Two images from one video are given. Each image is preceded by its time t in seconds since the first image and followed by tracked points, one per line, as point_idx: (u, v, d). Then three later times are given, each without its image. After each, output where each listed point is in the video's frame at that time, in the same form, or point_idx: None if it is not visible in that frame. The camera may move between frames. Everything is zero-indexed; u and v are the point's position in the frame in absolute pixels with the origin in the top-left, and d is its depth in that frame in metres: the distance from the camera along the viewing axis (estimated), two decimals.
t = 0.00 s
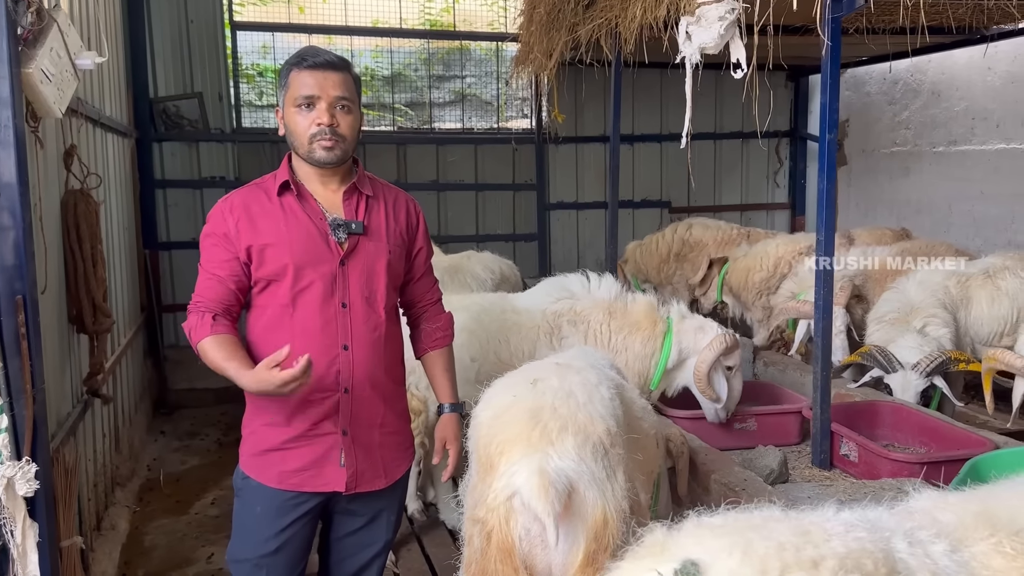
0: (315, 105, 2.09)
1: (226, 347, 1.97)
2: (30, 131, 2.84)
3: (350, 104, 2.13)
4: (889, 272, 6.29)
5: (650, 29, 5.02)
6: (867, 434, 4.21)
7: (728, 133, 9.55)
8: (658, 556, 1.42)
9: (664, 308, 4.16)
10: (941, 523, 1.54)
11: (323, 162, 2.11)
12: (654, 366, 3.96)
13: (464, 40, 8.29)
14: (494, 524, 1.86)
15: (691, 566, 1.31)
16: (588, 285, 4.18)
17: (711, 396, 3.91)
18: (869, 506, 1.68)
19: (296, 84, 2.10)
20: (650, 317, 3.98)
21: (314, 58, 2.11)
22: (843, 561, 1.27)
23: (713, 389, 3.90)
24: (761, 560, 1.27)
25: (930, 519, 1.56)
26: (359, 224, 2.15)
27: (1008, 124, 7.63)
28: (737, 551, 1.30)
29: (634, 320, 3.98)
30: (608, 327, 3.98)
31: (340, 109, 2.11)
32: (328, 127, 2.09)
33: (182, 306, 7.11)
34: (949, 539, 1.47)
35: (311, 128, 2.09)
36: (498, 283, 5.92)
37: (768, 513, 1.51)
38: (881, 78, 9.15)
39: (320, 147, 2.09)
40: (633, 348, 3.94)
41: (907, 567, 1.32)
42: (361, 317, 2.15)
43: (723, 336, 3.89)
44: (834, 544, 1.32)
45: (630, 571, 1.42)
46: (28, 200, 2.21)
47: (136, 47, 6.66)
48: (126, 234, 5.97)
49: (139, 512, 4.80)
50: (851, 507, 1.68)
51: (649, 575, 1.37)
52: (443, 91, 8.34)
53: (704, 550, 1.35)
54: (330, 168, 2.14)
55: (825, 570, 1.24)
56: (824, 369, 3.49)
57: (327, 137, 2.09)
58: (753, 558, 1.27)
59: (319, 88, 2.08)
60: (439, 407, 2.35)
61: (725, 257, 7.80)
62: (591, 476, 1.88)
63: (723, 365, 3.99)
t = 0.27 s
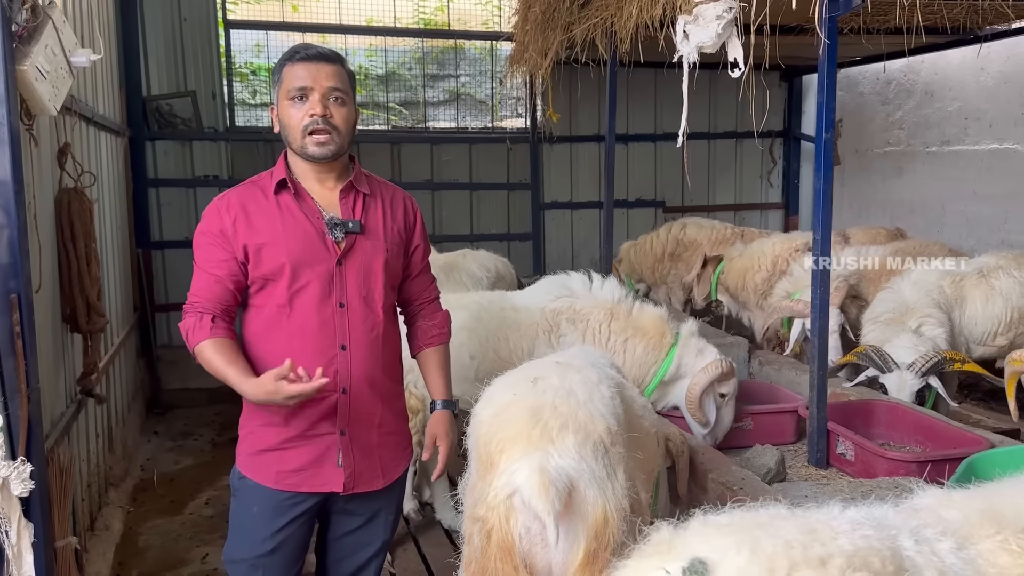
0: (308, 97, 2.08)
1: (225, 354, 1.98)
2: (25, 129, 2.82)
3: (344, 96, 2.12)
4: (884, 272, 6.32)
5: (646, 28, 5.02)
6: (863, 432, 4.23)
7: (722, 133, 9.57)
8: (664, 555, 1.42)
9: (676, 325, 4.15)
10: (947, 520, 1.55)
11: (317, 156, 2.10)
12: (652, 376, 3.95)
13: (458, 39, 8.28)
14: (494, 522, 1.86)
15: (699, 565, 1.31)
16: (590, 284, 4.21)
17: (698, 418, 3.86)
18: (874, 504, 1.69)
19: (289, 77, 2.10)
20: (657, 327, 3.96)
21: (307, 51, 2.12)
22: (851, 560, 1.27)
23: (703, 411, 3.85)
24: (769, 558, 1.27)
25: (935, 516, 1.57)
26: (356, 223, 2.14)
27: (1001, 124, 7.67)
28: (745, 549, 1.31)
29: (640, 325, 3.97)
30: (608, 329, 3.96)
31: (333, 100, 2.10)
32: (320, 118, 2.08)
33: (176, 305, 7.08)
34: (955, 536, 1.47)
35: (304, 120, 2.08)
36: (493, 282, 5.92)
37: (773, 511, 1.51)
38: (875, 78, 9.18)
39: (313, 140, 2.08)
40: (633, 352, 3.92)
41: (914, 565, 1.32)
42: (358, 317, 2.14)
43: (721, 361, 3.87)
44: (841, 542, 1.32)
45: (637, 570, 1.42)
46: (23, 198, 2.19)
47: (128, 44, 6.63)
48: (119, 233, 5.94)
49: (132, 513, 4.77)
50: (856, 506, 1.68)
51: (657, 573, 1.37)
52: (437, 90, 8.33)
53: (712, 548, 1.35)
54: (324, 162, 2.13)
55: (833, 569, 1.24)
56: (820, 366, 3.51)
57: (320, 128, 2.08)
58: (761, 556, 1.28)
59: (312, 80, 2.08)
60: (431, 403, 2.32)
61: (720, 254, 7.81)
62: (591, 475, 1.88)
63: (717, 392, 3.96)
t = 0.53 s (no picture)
0: (303, 94, 2.08)
1: (218, 354, 1.96)
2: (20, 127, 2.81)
3: (339, 94, 2.12)
4: (879, 272, 6.34)
5: (642, 28, 5.03)
6: (858, 432, 4.24)
7: (717, 133, 9.59)
8: (663, 554, 1.42)
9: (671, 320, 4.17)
10: (945, 520, 1.55)
11: (311, 150, 2.09)
12: (649, 372, 3.99)
13: (453, 39, 8.28)
14: (492, 522, 1.87)
15: (697, 564, 1.31)
16: (587, 284, 4.19)
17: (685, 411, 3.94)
18: (872, 504, 1.69)
19: (284, 74, 2.09)
20: (652, 324, 3.98)
21: (302, 48, 2.11)
22: (850, 559, 1.27)
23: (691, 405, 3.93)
24: (767, 558, 1.27)
25: (933, 515, 1.57)
26: (351, 222, 2.14)
27: (995, 125, 7.71)
28: (743, 548, 1.31)
29: (635, 323, 3.98)
30: (604, 328, 3.98)
31: (328, 98, 2.10)
32: (315, 115, 2.07)
33: (170, 305, 7.06)
34: (953, 535, 1.48)
35: (298, 117, 2.07)
36: (490, 282, 5.92)
37: (770, 510, 1.51)
38: (870, 79, 9.21)
39: (307, 135, 2.08)
40: (628, 350, 3.94)
41: (912, 564, 1.33)
42: (353, 317, 2.14)
43: (717, 358, 3.90)
44: (839, 541, 1.33)
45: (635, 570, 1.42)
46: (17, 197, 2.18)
47: (122, 43, 6.60)
48: (113, 232, 5.91)
49: (127, 513, 4.76)
50: (854, 505, 1.69)
51: (655, 573, 1.37)
52: (432, 90, 8.33)
53: (709, 548, 1.35)
54: (319, 156, 2.13)
55: (832, 568, 1.25)
56: (815, 366, 3.52)
57: (314, 124, 2.07)
58: (759, 556, 1.28)
59: (307, 77, 2.08)
60: (425, 404, 2.32)
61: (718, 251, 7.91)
62: (589, 475, 1.88)
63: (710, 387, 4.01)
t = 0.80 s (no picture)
0: (298, 96, 2.08)
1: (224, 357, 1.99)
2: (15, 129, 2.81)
3: (334, 97, 2.12)
4: (874, 274, 6.36)
5: (638, 30, 5.04)
6: (852, 433, 4.25)
7: (713, 134, 9.61)
8: (652, 557, 1.42)
9: (655, 310, 4.16)
10: (935, 523, 1.56)
11: (304, 153, 2.10)
12: (643, 368, 3.96)
13: (449, 40, 8.27)
14: (485, 523, 1.86)
15: (686, 567, 1.32)
16: (578, 285, 4.19)
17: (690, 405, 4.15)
18: (862, 507, 1.70)
19: (279, 76, 2.10)
20: (638, 318, 3.98)
21: (298, 51, 2.12)
22: (838, 562, 1.29)
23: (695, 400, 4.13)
24: (756, 561, 1.28)
25: (923, 519, 1.58)
26: (342, 224, 2.14)
27: (990, 127, 7.74)
28: (733, 552, 1.32)
29: (622, 322, 3.98)
30: (596, 329, 3.98)
31: (323, 101, 2.10)
32: (310, 117, 2.08)
33: (165, 306, 7.04)
34: (943, 538, 1.49)
35: (292, 119, 2.08)
36: (486, 283, 5.93)
37: (760, 514, 1.52)
38: (865, 80, 9.24)
39: (301, 137, 2.08)
40: (621, 348, 3.92)
41: (900, 567, 1.34)
42: (345, 319, 2.14)
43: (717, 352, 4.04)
44: (828, 544, 1.34)
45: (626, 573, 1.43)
46: (11, 199, 2.18)
47: (117, 44, 6.58)
48: (108, 233, 5.90)
49: (122, 515, 4.74)
50: (845, 508, 1.69)
51: None
52: (428, 91, 8.33)
53: (699, 551, 1.36)
54: (312, 160, 2.12)
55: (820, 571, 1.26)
56: (808, 368, 3.53)
57: (308, 127, 2.08)
58: (749, 559, 1.29)
59: (302, 79, 2.08)
60: (420, 408, 2.33)
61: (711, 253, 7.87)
62: (582, 477, 1.89)
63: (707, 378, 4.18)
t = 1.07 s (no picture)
0: (292, 100, 2.08)
1: (209, 380, 1.98)
2: (12, 131, 2.82)
3: (328, 100, 2.13)
4: (872, 275, 6.37)
5: (635, 31, 5.05)
6: (848, 435, 4.26)
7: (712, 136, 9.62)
8: (643, 559, 1.43)
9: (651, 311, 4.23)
10: (926, 526, 1.57)
11: (300, 155, 2.10)
12: (640, 367, 4.01)
13: (447, 41, 8.27)
14: (478, 526, 1.88)
15: (676, 570, 1.33)
16: (572, 286, 4.21)
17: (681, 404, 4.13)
18: (854, 509, 1.71)
19: (274, 80, 2.10)
20: (636, 318, 4.04)
21: (291, 55, 2.12)
22: (827, 565, 1.29)
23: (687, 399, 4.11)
24: (746, 564, 1.28)
25: (913, 522, 1.59)
26: (340, 227, 2.15)
27: (987, 128, 7.75)
28: (722, 555, 1.32)
29: (621, 322, 4.02)
30: (593, 329, 4.00)
31: (317, 105, 2.11)
32: (304, 122, 2.08)
33: (163, 307, 7.04)
34: (933, 541, 1.49)
35: (286, 123, 2.08)
36: (485, 284, 5.93)
37: (751, 516, 1.53)
38: (862, 82, 9.26)
39: (296, 141, 2.09)
40: (620, 348, 3.97)
41: (889, 570, 1.34)
42: (341, 321, 2.15)
43: (709, 350, 4.09)
44: (818, 547, 1.34)
45: None
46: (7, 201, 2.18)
47: (115, 45, 6.58)
48: (106, 234, 5.90)
49: (119, 516, 4.74)
50: (837, 511, 1.70)
51: None
52: (426, 92, 8.33)
53: (689, 554, 1.37)
54: (307, 162, 2.13)
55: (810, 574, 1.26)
56: (804, 369, 3.54)
57: (303, 130, 2.08)
58: (738, 562, 1.29)
59: (296, 83, 2.08)
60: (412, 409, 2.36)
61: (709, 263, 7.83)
62: (575, 479, 1.89)
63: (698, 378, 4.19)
